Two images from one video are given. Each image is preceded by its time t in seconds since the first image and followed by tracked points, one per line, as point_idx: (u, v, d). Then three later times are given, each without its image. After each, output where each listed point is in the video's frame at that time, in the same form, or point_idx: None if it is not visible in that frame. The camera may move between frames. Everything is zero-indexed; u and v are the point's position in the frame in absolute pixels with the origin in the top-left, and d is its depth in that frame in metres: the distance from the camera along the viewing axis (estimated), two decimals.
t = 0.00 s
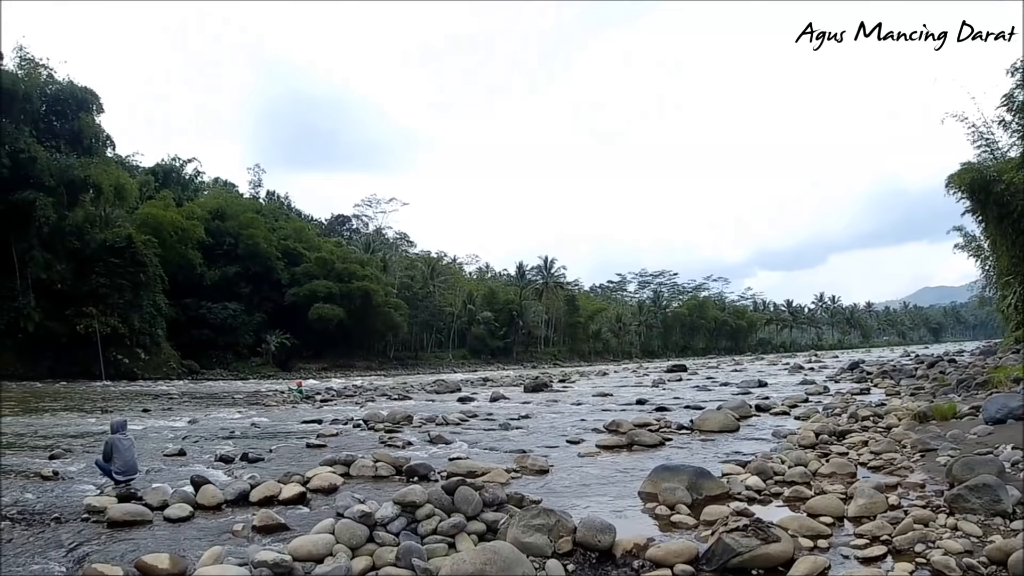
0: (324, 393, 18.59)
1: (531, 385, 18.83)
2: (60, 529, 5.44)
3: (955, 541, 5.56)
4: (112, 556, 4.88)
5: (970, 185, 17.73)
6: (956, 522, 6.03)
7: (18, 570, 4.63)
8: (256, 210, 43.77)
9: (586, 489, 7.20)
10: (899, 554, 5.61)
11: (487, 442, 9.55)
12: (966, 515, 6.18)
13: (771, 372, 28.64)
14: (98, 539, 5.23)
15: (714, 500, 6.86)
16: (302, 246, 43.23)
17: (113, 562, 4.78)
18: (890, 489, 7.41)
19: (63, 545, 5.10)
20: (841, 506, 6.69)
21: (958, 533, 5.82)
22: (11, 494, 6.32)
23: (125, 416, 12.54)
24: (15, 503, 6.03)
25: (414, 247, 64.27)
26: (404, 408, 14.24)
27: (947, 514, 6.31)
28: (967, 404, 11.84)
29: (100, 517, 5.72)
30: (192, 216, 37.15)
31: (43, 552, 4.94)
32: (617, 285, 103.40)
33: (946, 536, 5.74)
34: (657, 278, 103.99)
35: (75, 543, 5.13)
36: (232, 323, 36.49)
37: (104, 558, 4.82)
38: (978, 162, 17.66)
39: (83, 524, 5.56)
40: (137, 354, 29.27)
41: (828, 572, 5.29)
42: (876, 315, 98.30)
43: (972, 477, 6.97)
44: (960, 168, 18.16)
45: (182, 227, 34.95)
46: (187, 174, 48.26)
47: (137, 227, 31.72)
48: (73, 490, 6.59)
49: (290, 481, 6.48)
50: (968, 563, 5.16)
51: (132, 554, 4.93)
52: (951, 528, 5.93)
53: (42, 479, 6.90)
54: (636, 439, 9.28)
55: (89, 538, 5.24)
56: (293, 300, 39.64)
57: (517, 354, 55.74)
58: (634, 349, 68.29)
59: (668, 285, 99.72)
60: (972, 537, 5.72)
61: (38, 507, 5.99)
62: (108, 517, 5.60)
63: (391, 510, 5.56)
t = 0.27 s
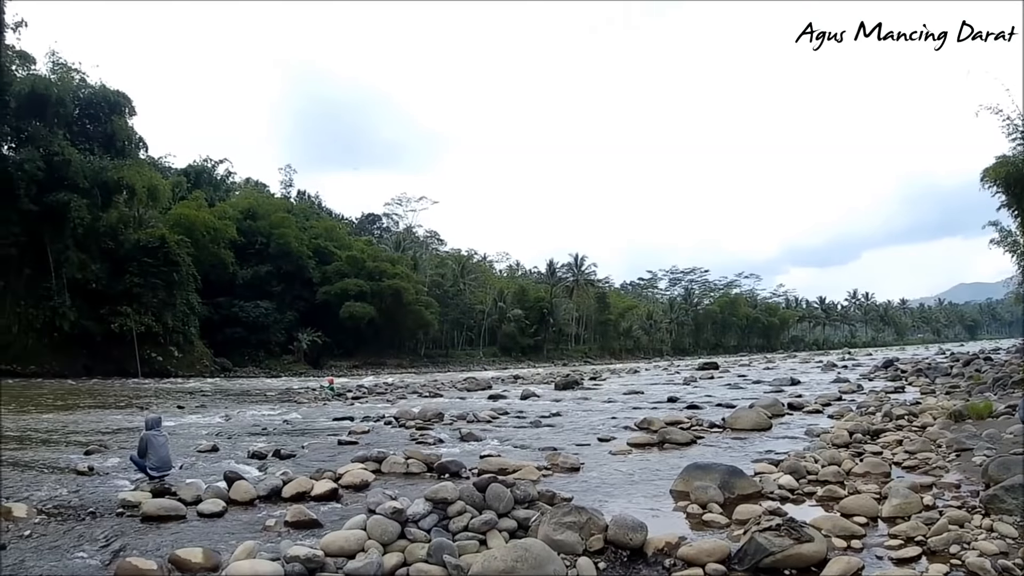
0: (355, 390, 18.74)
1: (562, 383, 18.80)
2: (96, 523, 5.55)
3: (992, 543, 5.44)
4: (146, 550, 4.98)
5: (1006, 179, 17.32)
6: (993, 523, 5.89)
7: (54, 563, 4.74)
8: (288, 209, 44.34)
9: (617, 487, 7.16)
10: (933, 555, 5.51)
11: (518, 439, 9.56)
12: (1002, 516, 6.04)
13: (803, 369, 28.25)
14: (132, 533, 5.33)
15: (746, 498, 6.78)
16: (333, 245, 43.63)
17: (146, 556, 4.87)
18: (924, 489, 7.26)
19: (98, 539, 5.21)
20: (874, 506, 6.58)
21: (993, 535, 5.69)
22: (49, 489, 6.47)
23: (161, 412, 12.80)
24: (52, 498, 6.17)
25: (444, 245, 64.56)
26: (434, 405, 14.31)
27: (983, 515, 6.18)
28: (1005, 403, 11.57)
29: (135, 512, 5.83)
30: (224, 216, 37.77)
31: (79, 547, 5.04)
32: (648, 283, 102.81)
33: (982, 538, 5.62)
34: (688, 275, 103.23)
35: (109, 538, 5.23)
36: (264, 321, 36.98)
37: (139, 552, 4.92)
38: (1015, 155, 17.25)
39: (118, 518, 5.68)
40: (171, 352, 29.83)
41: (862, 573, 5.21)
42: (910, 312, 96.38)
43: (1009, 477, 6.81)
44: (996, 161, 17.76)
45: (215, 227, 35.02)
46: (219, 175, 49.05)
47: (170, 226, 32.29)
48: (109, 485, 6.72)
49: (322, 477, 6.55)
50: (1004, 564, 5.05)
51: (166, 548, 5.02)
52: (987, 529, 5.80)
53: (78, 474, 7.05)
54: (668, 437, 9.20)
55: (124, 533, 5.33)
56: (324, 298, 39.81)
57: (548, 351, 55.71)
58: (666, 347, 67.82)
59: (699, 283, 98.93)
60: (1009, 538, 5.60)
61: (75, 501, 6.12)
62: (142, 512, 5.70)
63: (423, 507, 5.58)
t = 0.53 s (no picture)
0: (388, 388, 18.89)
1: (595, 380, 18.72)
2: (132, 519, 5.66)
3: None
4: (181, 546, 5.06)
5: None
6: None
7: (90, 560, 4.84)
8: (319, 209, 44.81)
9: (650, 485, 7.10)
10: (970, 554, 5.38)
11: (550, 437, 9.54)
12: None
13: (838, 365, 27.79)
14: (167, 529, 5.42)
15: (781, 497, 6.68)
16: (365, 244, 43.57)
17: (181, 552, 4.95)
18: (962, 487, 7.08)
19: (135, 535, 5.31)
20: (911, 504, 6.44)
21: None
22: (87, 486, 6.62)
23: (198, 411, 13.05)
24: (90, 495, 6.30)
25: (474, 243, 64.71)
26: (466, 403, 14.34)
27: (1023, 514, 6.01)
28: None
29: (170, 508, 5.93)
30: (255, 217, 38.32)
31: (116, 544, 5.15)
32: (680, 278, 102.07)
33: (1021, 537, 5.47)
34: (720, 271, 102.30)
35: (145, 534, 5.33)
36: (297, 320, 37.26)
37: (174, 548, 5.00)
38: None
39: (154, 515, 5.78)
40: (205, 351, 30.34)
41: (898, 572, 5.10)
42: (948, 306, 94.20)
43: None
44: None
45: (247, 228, 36.04)
46: (250, 177, 49.80)
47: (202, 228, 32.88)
48: (146, 482, 6.86)
49: (355, 474, 6.60)
50: None
51: (200, 544, 5.10)
52: None
53: (115, 471, 7.20)
54: (702, 434, 9.10)
55: (160, 529, 5.43)
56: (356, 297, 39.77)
57: (580, 348, 55.58)
58: (698, 343, 67.18)
59: (731, 278, 97.93)
60: None
61: (111, 498, 6.25)
62: (177, 509, 5.79)
63: (456, 504, 5.59)
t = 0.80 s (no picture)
0: (423, 386, 19.00)
1: (630, 375, 18.58)
2: (172, 516, 5.76)
3: None
4: (219, 542, 5.14)
5: None
6: None
7: (130, 557, 4.94)
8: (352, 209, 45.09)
9: (685, 481, 7.03)
10: (1013, 552, 5.23)
11: (586, 433, 9.49)
12: None
13: (877, 358, 27.33)
14: (206, 526, 5.50)
15: (821, 493, 6.56)
16: (398, 243, 43.82)
17: (221, 549, 5.02)
18: (1006, 483, 6.88)
19: (176, 532, 5.39)
20: (953, 501, 6.27)
21: None
22: (128, 484, 6.76)
23: (236, 409, 13.26)
24: (130, 493, 6.43)
25: (507, 240, 64.69)
26: (501, 400, 14.34)
27: None
28: None
29: (210, 506, 6.01)
30: (289, 218, 38.74)
31: (157, 540, 5.23)
32: (715, 272, 101.15)
33: None
34: (755, 264, 101.17)
35: (185, 531, 5.41)
36: (331, 319, 37.25)
37: (213, 545, 5.07)
38: None
39: (193, 512, 5.87)
40: (242, 350, 30.66)
41: (940, 570, 4.99)
42: (988, 298, 91.85)
43: None
44: None
45: (281, 229, 36.32)
46: (284, 178, 50.41)
47: (238, 229, 33.31)
48: (186, 480, 6.97)
49: (392, 472, 6.64)
50: None
51: (238, 540, 5.17)
52: None
53: (155, 469, 7.33)
54: (740, 430, 8.97)
55: (199, 526, 5.51)
56: (391, 295, 40.29)
57: (615, 343, 55.37)
58: (734, 337, 66.40)
59: (766, 271, 96.75)
60: None
61: (151, 495, 6.37)
62: (217, 506, 5.87)
63: (493, 501, 5.58)
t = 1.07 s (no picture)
0: (461, 384, 19.11)
1: (670, 372, 18.42)
2: (214, 513, 5.86)
3: None
4: (260, 538, 5.21)
5: None
6: None
7: (172, 552, 5.03)
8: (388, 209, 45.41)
9: (726, 478, 6.94)
10: None
11: (624, 430, 9.45)
12: None
13: (919, 353, 26.78)
14: (246, 522, 5.58)
15: (864, 491, 6.44)
16: (435, 242, 44.27)
17: (261, 544, 5.09)
18: None
19: (217, 528, 5.49)
20: (1000, 499, 6.10)
21: None
22: (170, 481, 6.89)
23: (278, 408, 13.49)
24: (172, 490, 6.55)
25: (542, 238, 64.62)
26: (540, 397, 14.35)
27: None
28: None
29: (251, 502, 6.10)
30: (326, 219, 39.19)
31: (199, 535, 5.35)
32: (753, 267, 99.92)
33: None
34: (794, 258, 99.66)
35: (227, 526, 5.50)
36: (369, 318, 37.31)
37: (253, 540, 5.14)
38: None
39: (235, 509, 5.96)
40: (281, 349, 30.76)
41: (987, 570, 4.85)
42: None
43: None
44: None
45: (318, 230, 36.79)
46: (320, 180, 51.07)
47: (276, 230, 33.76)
48: (227, 477, 7.09)
49: (432, 469, 6.68)
50: None
51: (279, 536, 5.23)
52: None
53: (197, 466, 7.47)
54: (780, 427, 8.86)
55: (241, 522, 5.60)
56: (429, 294, 40.74)
57: (654, 340, 54.98)
58: (774, 333, 65.44)
59: (806, 266, 95.16)
60: None
61: (193, 492, 6.48)
62: (258, 503, 5.95)
63: (532, 498, 5.58)
